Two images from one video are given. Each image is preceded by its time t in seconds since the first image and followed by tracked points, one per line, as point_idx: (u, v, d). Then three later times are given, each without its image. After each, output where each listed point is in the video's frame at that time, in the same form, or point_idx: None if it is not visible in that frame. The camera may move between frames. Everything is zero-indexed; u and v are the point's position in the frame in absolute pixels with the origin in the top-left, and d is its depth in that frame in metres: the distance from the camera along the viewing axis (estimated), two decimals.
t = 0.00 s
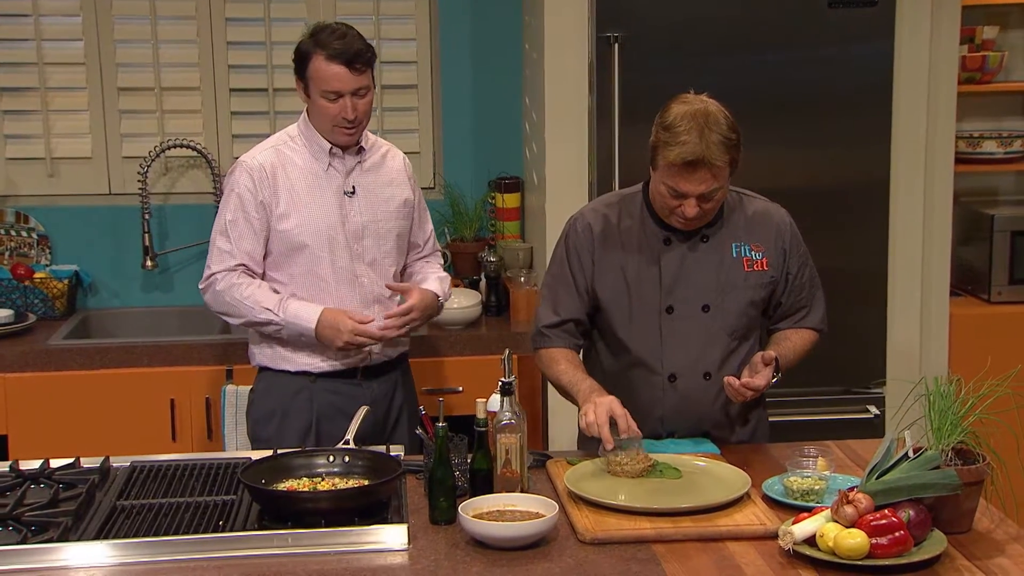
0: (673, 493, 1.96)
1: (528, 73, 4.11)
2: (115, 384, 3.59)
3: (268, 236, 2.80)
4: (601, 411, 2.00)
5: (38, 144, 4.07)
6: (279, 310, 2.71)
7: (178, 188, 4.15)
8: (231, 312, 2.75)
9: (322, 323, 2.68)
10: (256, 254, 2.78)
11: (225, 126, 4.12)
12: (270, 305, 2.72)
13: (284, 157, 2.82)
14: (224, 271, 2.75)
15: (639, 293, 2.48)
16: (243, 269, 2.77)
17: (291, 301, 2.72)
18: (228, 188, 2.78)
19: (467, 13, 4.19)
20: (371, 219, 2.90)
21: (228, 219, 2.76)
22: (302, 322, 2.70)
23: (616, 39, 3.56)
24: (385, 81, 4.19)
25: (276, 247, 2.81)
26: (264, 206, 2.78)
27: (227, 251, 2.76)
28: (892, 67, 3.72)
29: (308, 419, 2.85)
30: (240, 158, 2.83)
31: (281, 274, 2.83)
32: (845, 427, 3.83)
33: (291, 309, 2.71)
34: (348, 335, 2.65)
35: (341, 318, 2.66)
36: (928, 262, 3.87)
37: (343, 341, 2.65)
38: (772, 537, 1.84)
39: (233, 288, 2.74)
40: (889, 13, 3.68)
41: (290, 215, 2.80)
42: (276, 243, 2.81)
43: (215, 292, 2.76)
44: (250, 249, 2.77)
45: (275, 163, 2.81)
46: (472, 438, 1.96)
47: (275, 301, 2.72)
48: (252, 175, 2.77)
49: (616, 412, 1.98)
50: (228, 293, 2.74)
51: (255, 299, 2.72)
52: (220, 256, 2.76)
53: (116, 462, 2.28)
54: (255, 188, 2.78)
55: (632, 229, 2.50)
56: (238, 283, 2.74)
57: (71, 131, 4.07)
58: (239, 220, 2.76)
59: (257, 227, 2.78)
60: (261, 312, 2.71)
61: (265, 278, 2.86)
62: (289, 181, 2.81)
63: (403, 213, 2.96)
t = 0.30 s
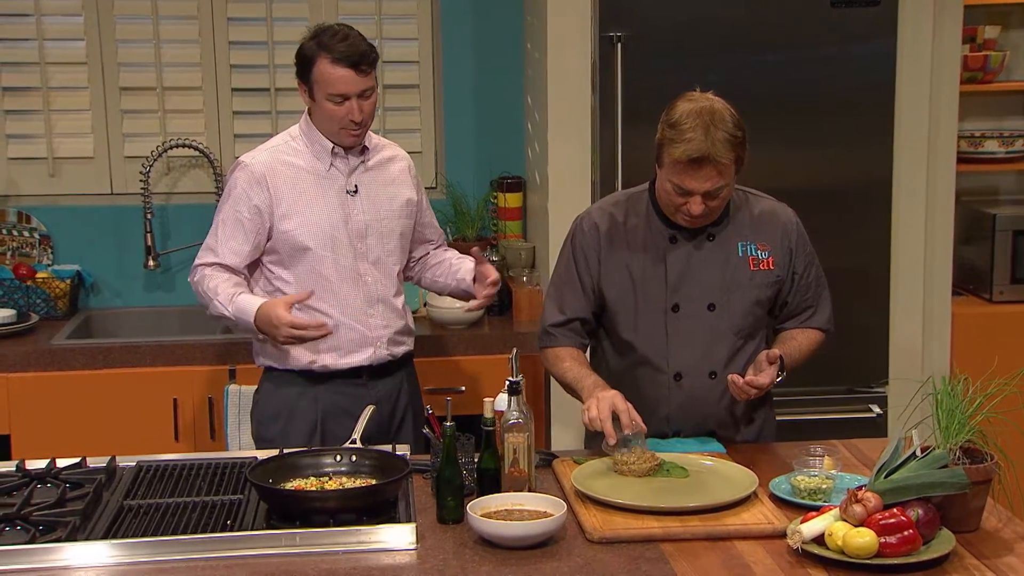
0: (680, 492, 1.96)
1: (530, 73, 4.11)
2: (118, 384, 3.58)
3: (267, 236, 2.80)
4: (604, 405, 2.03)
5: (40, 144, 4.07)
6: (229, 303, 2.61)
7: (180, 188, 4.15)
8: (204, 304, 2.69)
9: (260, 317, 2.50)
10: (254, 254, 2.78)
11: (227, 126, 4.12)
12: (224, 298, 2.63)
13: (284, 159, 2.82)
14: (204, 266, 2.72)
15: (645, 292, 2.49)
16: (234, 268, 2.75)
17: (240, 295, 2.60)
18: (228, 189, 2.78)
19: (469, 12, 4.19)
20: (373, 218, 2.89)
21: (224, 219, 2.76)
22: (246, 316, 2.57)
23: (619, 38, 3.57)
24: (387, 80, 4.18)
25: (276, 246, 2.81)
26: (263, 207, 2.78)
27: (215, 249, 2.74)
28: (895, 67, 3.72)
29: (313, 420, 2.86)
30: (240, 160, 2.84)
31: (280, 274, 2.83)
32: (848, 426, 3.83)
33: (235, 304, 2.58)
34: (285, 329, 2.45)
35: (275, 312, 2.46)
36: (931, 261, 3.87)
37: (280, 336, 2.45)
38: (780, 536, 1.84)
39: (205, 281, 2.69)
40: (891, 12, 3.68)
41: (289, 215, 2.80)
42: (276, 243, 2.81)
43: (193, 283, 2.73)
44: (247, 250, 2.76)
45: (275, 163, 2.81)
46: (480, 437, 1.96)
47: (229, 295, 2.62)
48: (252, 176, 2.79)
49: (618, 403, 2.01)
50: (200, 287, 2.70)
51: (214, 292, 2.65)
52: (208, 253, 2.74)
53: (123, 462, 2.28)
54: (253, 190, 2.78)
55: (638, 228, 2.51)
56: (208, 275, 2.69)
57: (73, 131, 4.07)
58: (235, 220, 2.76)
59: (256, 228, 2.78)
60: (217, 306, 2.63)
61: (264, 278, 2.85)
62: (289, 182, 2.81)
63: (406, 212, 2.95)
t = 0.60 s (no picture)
0: (686, 491, 1.96)
1: (531, 73, 4.11)
2: (119, 384, 3.58)
3: (266, 238, 2.80)
4: (604, 396, 2.05)
5: (41, 144, 4.07)
6: (234, 310, 2.59)
7: (181, 188, 4.15)
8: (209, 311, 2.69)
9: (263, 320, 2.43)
10: (254, 256, 2.77)
11: (228, 126, 4.12)
12: (227, 306, 2.60)
13: (281, 159, 2.82)
14: (210, 273, 2.72)
15: (649, 291, 2.50)
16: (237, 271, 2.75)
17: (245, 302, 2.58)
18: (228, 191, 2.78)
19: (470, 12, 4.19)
20: (371, 217, 2.89)
21: (224, 221, 2.75)
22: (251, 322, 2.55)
23: (621, 38, 3.57)
24: (387, 80, 4.18)
25: (276, 247, 2.81)
26: (262, 208, 2.78)
27: (219, 253, 2.74)
28: (897, 67, 3.72)
29: (315, 420, 2.86)
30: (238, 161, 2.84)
31: (280, 275, 2.82)
32: (850, 425, 3.83)
33: (242, 309, 2.57)
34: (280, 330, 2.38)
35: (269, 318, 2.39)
36: (931, 261, 3.87)
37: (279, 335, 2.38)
38: (787, 535, 1.84)
39: (211, 289, 2.69)
40: (893, 12, 3.69)
41: (289, 215, 2.80)
42: (276, 244, 2.81)
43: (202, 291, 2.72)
44: (247, 251, 2.76)
45: (272, 164, 2.81)
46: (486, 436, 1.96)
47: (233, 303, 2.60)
48: (250, 178, 2.78)
49: (617, 391, 2.02)
50: (207, 294, 2.69)
51: (220, 300, 2.64)
52: (210, 258, 2.74)
53: (127, 461, 2.28)
54: (252, 191, 2.78)
55: (642, 228, 2.52)
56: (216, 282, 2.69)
57: (74, 131, 4.07)
58: (235, 222, 2.75)
59: (256, 229, 2.77)
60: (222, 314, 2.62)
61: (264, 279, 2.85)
62: (288, 182, 2.81)
63: (403, 211, 2.95)
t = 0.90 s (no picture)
0: (690, 490, 1.97)
1: (530, 72, 4.11)
2: (120, 384, 3.58)
3: (262, 241, 2.79)
4: (604, 397, 2.04)
5: (39, 144, 4.06)
6: (273, 312, 2.68)
7: (180, 188, 4.14)
8: (230, 320, 2.73)
9: (317, 324, 2.61)
10: (251, 259, 2.77)
11: (227, 126, 4.12)
12: (266, 308, 2.68)
13: (276, 161, 2.81)
14: (216, 278, 2.72)
15: (651, 290, 2.50)
16: (236, 275, 2.74)
17: (284, 304, 2.69)
18: (221, 193, 2.76)
19: (469, 13, 4.19)
20: (365, 219, 2.90)
21: (221, 225, 2.73)
22: (299, 323, 2.66)
23: (621, 38, 3.57)
24: (386, 80, 4.17)
25: (272, 250, 2.80)
26: (258, 210, 2.77)
27: (218, 258, 2.73)
28: (897, 66, 3.72)
29: (311, 421, 2.84)
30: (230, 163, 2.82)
31: (276, 278, 2.82)
32: (849, 425, 3.83)
33: (286, 312, 2.67)
34: (345, 328, 2.56)
35: (333, 315, 2.57)
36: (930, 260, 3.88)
37: (340, 337, 2.56)
38: (791, 534, 1.84)
39: (228, 296, 2.71)
40: (893, 12, 3.69)
41: (284, 218, 2.80)
42: (272, 247, 2.80)
43: (210, 301, 2.74)
44: (245, 254, 2.75)
45: (266, 166, 2.80)
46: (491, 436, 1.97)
47: (270, 304, 2.69)
48: (245, 180, 2.77)
49: (618, 394, 2.01)
50: (222, 302, 2.71)
51: (249, 304, 2.69)
52: (212, 263, 2.73)
53: (130, 462, 2.28)
54: (247, 193, 2.77)
55: (643, 227, 2.52)
56: (232, 289, 2.71)
57: (73, 131, 4.06)
58: (232, 225, 2.74)
59: (253, 233, 2.76)
60: (257, 316, 2.68)
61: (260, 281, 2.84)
62: (283, 185, 2.81)
63: (397, 212, 2.96)
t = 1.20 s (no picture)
0: (691, 489, 1.97)
1: (527, 72, 4.11)
2: (116, 385, 3.58)
3: (249, 242, 2.78)
4: (604, 399, 2.04)
5: (35, 144, 4.05)
6: (270, 316, 2.71)
7: (177, 187, 4.14)
8: (217, 321, 2.74)
9: (314, 327, 2.72)
10: (238, 260, 2.76)
11: (224, 126, 4.12)
12: (262, 311, 2.71)
13: (263, 162, 2.80)
14: (206, 279, 2.72)
15: (649, 287, 2.50)
16: (224, 276, 2.74)
17: (281, 309, 2.73)
18: (207, 193, 2.76)
19: (465, 13, 4.19)
20: (354, 221, 2.89)
21: (209, 225, 2.73)
22: (297, 330, 2.71)
23: (619, 37, 3.57)
24: (383, 80, 4.17)
25: (259, 252, 2.80)
26: (245, 211, 2.76)
27: (206, 259, 2.73)
28: (894, 66, 3.73)
29: (297, 423, 2.84)
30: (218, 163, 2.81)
31: (263, 279, 2.82)
32: (847, 424, 3.84)
33: (285, 317, 2.72)
34: (340, 333, 2.70)
35: (331, 319, 2.71)
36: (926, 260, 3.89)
37: (335, 341, 2.69)
38: (793, 533, 1.85)
39: (219, 299, 2.71)
40: (890, 11, 3.69)
41: (272, 220, 2.79)
42: (259, 248, 2.79)
43: (199, 301, 2.74)
44: (232, 255, 2.75)
45: (255, 167, 2.79)
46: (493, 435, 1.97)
47: (266, 307, 2.72)
48: (232, 180, 2.76)
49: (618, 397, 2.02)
50: (212, 304, 2.72)
51: (244, 308, 2.71)
52: (199, 264, 2.73)
53: (130, 462, 2.27)
54: (235, 194, 2.76)
55: (642, 223, 2.52)
56: (224, 291, 2.72)
57: (69, 131, 4.05)
58: (219, 226, 2.73)
59: (239, 234, 2.76)
60: (252, 320, 2.71)
61: (247, 282, 2.83)
62: (270, 185, 2.79)
63: (386, 214, 2.95)
